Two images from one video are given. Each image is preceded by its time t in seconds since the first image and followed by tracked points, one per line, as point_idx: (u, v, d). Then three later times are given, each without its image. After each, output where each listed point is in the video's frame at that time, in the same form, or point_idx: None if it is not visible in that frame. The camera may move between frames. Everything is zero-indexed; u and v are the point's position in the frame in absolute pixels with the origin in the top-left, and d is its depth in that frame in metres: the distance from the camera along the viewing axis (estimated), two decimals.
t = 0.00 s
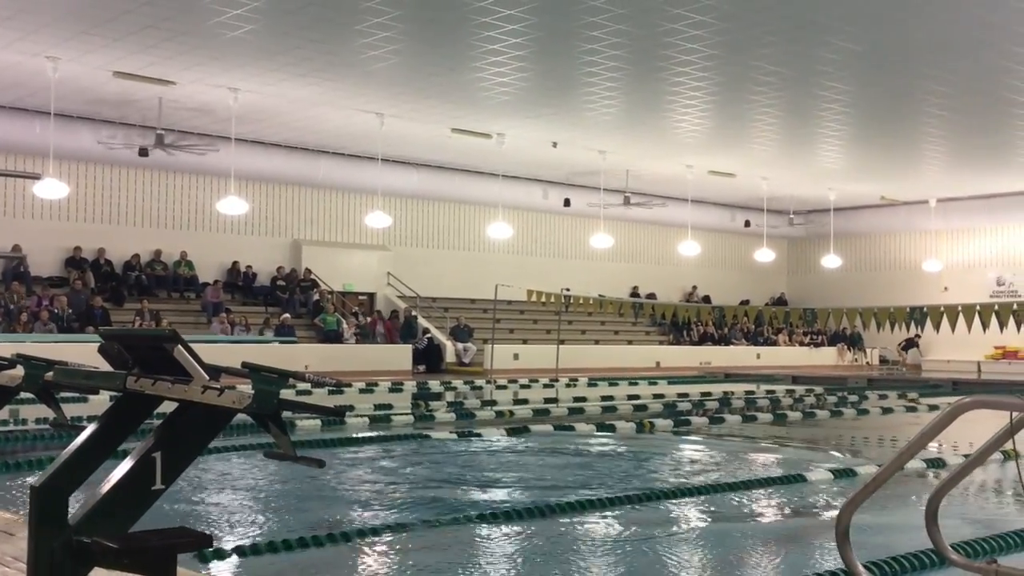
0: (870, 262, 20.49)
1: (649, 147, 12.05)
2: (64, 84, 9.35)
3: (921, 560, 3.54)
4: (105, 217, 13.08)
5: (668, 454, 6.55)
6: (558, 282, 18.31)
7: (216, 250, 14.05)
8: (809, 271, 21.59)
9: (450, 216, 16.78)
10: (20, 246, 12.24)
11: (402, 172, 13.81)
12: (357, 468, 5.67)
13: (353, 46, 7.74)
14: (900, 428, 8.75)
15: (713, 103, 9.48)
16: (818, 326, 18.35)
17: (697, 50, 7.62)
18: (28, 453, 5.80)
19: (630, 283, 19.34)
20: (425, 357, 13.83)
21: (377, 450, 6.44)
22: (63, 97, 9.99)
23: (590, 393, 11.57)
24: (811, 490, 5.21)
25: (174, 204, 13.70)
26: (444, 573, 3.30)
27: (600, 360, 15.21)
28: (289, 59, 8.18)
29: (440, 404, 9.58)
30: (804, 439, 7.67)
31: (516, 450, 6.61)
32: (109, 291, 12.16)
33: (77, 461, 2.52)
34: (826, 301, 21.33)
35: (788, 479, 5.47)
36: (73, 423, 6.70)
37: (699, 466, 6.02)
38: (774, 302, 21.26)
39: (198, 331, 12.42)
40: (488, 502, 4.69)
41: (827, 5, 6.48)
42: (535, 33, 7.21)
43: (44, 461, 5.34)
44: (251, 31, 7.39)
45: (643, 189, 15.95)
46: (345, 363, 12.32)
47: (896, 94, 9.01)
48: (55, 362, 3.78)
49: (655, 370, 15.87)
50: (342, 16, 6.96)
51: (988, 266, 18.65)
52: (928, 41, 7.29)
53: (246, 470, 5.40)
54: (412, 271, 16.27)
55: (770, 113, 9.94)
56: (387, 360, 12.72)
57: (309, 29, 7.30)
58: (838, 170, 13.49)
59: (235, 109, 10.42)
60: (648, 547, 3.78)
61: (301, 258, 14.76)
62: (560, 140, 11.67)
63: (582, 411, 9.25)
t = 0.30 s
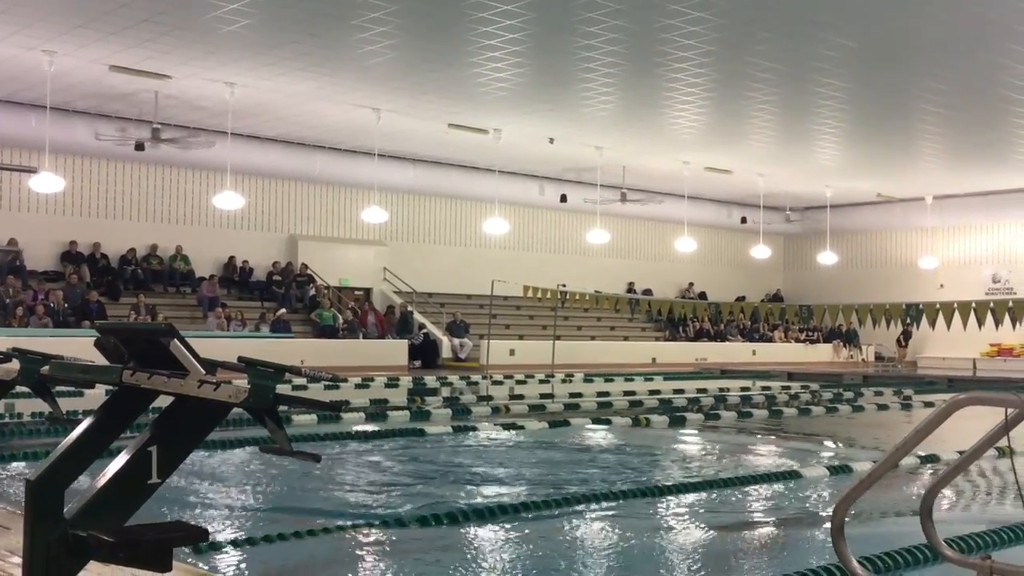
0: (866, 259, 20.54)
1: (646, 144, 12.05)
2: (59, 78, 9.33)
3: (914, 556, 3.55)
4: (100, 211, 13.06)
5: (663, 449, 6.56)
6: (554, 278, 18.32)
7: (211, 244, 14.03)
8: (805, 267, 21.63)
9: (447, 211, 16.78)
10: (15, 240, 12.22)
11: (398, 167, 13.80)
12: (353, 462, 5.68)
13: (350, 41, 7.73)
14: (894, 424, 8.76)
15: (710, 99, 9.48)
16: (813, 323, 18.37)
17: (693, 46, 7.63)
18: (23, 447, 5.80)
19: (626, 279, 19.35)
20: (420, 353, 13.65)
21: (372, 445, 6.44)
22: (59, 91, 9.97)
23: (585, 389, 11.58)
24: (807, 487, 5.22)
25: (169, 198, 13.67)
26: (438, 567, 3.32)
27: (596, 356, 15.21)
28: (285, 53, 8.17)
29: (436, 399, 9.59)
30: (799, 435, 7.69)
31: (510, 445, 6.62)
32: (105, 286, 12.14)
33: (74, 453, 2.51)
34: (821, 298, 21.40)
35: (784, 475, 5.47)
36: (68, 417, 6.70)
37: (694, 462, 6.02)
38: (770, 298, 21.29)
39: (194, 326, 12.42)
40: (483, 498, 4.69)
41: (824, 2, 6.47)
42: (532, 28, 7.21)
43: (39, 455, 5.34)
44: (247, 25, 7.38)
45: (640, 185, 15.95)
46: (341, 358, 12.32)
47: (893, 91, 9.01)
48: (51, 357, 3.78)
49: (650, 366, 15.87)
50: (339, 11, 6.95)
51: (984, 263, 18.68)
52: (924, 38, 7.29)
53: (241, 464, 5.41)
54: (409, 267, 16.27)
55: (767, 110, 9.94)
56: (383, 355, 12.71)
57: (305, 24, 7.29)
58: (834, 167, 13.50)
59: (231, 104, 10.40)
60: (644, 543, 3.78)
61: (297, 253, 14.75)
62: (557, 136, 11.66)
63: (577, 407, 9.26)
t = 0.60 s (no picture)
0: (855, 257, 20.62)
1: (636, 140, 12.07)
2: (48, 71, 9.28)
3: (903, 550, 3.58)
4: (89, 205, 13.00)
5: (652, 446, 6.58)
6: (544, 274, 18.34)
7: (201, 239, 13.99)
8: (795, 265, 21.71)
9: (437, 207, 16.76)
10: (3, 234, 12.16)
11: (389, 162, 13.78)
12: (343, 458, 5.68)
13: (341, 36, 7.72)
14: (882, 421, 8.81)
15: (700, 96, 9.50)
16: (802, 321, 18.43)
17: (685, 43, 7.63)
18: (11, 442, 5.78)
19: (616, 275, 19.38)
20: (411, 349, 13.64)
21: (362, 441, 6.45)
22: (48, 84, 9.92)
23: (575, 386, 11.60)
24: (795, 483, 5.25)
25: (159, 192, 13.62)
26: (428, 562, 3.33)
27: (586, 352, 15.24)
28: (276, 48, 8.14)
29: (426, 395, 9.59)
30: (787, 432, 7.72)
31: (500, 441, 6.64)
32: (94, 280, 12.10)
33: (62, 447, 2.50)
34: (810, 295, 21.49)
35: (772, 472, 5.50)
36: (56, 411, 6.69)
37: (683, 459, 6.04)
38: (760, 295, 21.37)
39: (183, 321, 12.39)
40: (472, 493, 4.71)
41: None
42: (523, 24, 7.20)
43: (27, 450, 5.32)
44: (238, 19, 7.36)
45: (630, 181, 15.97)
46: (332, 354, 12.29)
47: (883, 89, 9.05)
48: (39, 351, 3.77)
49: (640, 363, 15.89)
50: (330, 6, 6.93)
51: (972, 262, 18.76)
52: (914, 37, 7.32)
53: (229, 460, 5.41)
54: (399, 262, 16.26)
55: (758, 107, 9.96)
56: (373, 351, 12.70)
57: (296, 18, 7.27)
58: (824, 164, 13.55)
59: (221, 98, 10.36)
60: (634, 539, 3.80)
61: (287, 247, 14.72)
62: (548, 132, 11.66)
63: (567, 404, 9.28)
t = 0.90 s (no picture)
0: (806, 262, 20.96)
1: (592, 144, 12.14)
2: None
3: (849, 552, 3.63)
4: (37, 202, 12.74)
5: (604, 448, 6.62)
6: (499, 277, 18.36)
7: (152, 238, 13.79)
8: (747, 269, 22.01)
9: (393, 208, 16.70)
10: None
11: (344, 162, 13.71)
12: (294, 459, 5.65)
13: (297, 35, 7.67)
14: (829, 424, 8.96)
15: (655, 101, 9.59)
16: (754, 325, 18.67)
17: (640, 48, 7.71)
18: None
19: (571, 278, 19.48)
20: (364, 350, 13.66)
21: (315, 442, 6.42)
22: None
23: (529, 388, 11.63)
24: (745, 485, 5.33)
25: (109, 190, 13.40)
26: (381, 564, 3.34)
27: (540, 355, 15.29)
28: (230, 45, 8.06)
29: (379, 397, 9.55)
30: (738, 435, 7.83)
31: (453, 442, 6.65)
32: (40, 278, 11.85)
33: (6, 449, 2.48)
34: (762, 299, 21.81)
35: (723, 474, 5.58)
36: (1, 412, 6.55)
37: (635, 461, 6.10)
38: (713, 300, 21.62)
39: (133, 320, 12.20)
40: (426, 495, 4.71)
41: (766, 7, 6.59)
42: (480, 26, 7.22)
43: None
44: (192, 16, 7.27)
45: (586, 185, 16.06)
46: (285, 355, 12.17)
47: (833, 96, 9.21)
48: None
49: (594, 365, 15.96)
50: (286, 4, 6.88)
51: (919, 268, 19.15)
52: (863, 46, 7.47)
53: (178, 461, 5.35)
54: (353, 263, 16.23)
55: (711, 113, 10.09)
56: (326, 352, 12.60)
57: (251, 16, 7.20)
58: (777, 170, 13.75)
59: (175, 95, 10.23)
60: (587, 541, 3.84)
61: (239, 247, 14.59)
62: (504, 134, 11.68)
63: (521, 406, 9.31)
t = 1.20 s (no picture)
0: (711, 264, 21.48)
1: (504, 144, 12.20)
2: None
3: (747, 551, 3.73)
4: None
5: (513, 448, 6.67)
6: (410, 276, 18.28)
7: (49, 232, 13.30)
8: (655, 270, 22.45)
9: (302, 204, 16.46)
10: None
11: (253, 158, 13.45)
12: (198, 460, 5.53)
13: (204, 26, 7.49)
14: (732, 423, 9.21)
15: (567, 103, 9.69)
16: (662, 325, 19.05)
17: (553, 49, 7.78)
18: None
19: (483, 277, 19.53)
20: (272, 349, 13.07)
21: (219, 443, 6.29)
22: None
23: (439, 388, 11.62)
24: (651, 484, 5.44)
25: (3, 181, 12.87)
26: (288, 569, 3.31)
27: (451, 354, 15.31)
28: (134, 35, 7.83)
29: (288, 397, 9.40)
30: (644, 433, 7.98)
31: (361, 443, 6.60)
32: None
33: None
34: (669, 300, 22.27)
35: (629, 473, 5.69)
36: None
37: (543, 460, 6.17)
38: (622, 300, 21.98)
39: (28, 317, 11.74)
40: (333, 496, 4.68)
41: (675, 13, 6.74)
42: (393, 23, 7.17)
43: None
44: (93, 5, 7.03)
45: (498, 185, 16.12)
46: (189, 354, 11.90)
47: (739, 102, 9.47)
48: None
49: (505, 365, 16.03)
50: None
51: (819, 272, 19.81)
52: (767, 53, 7.70)
53: (75, 462, 5.18)
54: (261, 261, 15.95)
55: (622, 116, 10.25)
56: (233, 351, 12.37)
57: (156, 6, 7.00)
58: (684, 173, 14.05)
59: (75, 86, 9.89)
60: (495, 542, 3.88)
61: (143, 243, 14.19)
62: (417, 133, 11.64)
63: (431, 405, 9.30)
